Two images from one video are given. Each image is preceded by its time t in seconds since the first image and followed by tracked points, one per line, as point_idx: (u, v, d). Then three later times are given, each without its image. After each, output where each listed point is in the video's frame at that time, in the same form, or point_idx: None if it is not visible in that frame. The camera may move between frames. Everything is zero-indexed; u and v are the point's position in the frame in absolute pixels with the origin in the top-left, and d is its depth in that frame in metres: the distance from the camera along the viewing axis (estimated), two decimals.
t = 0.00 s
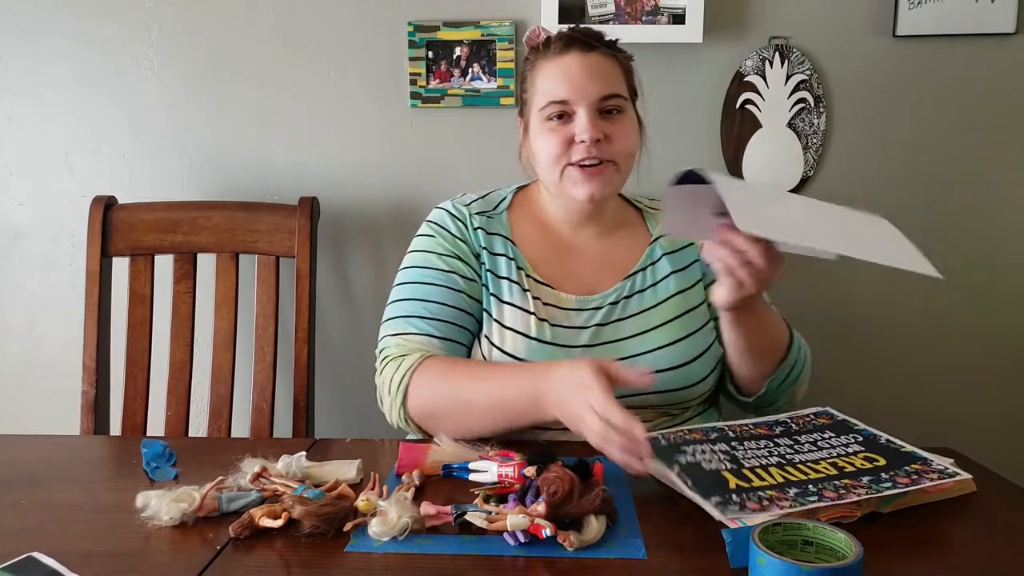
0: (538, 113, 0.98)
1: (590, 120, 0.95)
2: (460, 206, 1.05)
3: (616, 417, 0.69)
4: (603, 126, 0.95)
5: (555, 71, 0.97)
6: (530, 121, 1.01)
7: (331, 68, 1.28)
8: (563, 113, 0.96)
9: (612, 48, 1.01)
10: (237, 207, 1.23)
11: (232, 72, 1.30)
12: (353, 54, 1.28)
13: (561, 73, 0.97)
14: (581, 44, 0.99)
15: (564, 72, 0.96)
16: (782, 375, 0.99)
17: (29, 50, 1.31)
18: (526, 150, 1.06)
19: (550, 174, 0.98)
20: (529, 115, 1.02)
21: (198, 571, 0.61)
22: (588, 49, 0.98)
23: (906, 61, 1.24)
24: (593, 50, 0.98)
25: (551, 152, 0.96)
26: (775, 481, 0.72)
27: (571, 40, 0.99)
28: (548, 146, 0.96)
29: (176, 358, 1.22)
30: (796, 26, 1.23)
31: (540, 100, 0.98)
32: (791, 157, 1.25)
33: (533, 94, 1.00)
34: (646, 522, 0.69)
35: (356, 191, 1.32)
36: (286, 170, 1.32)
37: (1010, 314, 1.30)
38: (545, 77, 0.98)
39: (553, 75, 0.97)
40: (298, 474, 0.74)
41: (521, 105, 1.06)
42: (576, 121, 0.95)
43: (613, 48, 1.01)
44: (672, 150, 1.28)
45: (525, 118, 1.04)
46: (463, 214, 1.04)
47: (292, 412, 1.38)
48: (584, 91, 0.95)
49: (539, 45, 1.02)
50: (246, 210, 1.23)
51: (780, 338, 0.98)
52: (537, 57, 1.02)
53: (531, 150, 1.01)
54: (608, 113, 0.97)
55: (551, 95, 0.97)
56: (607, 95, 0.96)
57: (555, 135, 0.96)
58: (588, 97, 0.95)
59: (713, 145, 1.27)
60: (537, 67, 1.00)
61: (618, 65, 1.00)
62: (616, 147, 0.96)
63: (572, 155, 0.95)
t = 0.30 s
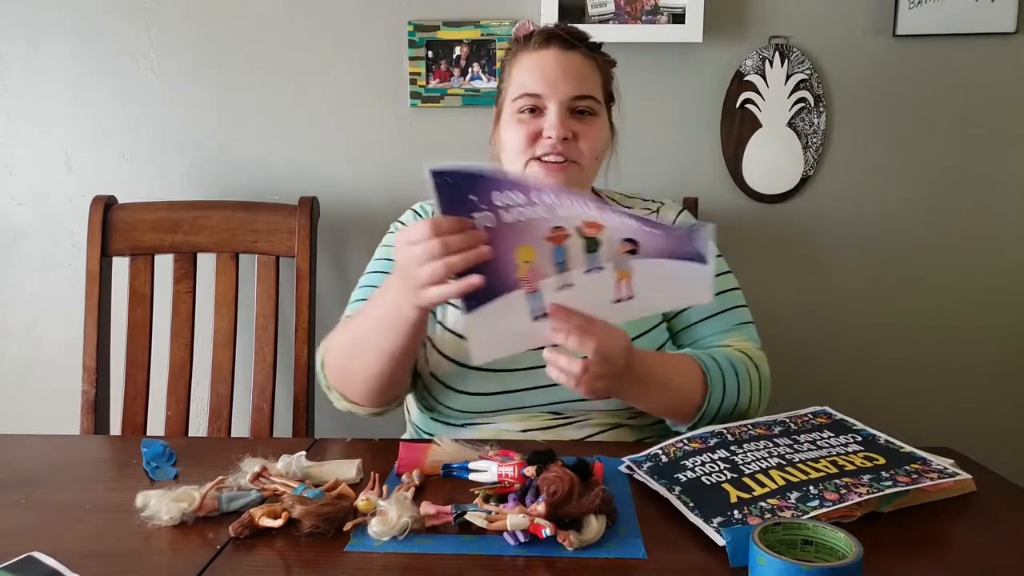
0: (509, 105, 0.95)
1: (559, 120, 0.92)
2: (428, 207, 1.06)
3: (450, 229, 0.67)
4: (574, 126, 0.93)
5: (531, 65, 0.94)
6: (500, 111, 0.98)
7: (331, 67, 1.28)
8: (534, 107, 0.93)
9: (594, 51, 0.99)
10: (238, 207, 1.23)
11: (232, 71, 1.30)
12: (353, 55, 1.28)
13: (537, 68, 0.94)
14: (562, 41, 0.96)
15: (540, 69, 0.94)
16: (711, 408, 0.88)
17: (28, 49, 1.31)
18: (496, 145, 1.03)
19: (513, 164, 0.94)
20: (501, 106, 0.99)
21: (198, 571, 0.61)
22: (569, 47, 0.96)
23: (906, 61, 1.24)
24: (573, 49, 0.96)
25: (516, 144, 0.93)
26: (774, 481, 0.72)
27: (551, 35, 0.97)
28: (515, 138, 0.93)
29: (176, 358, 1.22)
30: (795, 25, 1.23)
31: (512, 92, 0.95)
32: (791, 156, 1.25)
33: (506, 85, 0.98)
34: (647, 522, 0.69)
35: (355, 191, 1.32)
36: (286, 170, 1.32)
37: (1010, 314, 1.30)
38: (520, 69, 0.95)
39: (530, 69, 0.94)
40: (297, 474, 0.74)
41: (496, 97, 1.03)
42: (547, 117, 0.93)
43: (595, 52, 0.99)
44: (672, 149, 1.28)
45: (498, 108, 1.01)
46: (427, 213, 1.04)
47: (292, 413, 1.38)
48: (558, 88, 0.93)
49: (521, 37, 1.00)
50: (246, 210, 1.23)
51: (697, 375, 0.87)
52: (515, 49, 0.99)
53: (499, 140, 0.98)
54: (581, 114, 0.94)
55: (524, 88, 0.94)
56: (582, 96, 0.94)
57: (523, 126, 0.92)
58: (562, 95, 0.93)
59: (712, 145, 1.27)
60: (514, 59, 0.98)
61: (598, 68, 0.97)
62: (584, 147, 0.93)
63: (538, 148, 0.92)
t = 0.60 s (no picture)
0: (483, 101, 0.95)
1: (532, 116, 0.92)
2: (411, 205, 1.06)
3: (332, 189, 0.69)
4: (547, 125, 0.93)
5: (505, 61, 0.94)
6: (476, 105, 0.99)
7: (331, 67, 1.28)
8: (509, 104, 0.93)
9: (571, 48, 0.98)
10: (238, 207, 1.23)
11: (232, 71, 1.30)
12: (353, 55, 1.28)
13: (511, 65, 0.93)
14: (539, 38, 0.95)
15: (515, 64, 0.93)
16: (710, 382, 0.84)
17: (28, 48, 1.31)
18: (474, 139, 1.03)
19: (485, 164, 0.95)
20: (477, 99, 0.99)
21: (198, 571, 0.61)
22: (544, 44, 0.95)
23: (907, 60, 1.23)
24: (548, 46, 0.95)
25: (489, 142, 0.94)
26: (776, 481, 0.71)
27: (527, 32, 0.96)
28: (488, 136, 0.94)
29: (176, 358, 1.22)
30: (796, 25, 1.23)
31: (487, 87, 0.95)
32: (791, 155, 1.25)
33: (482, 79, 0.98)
34: (648, 522, 0.68)
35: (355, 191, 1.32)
36: (286, 169, 1.32)
37: (1010, 314, 1.30)
38: (495, 65, 0.95)
39: (504, 65, 0.93)
40: (298, 473, 0.74)
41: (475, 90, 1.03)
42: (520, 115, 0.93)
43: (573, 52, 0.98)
44: (672, 148, 1.27)
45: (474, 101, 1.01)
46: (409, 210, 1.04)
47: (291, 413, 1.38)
48: (532, 85, 0.92)
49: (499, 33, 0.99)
50: (247, 210, 1.23)
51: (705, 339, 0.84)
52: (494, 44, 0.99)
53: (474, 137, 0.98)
54: (556, 112, 0.94)
55: (497, 84, 0.93)
56: (556, 93, 0.93)
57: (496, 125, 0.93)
58: (536, 92, 0.92)
59: (712, 144, 1.27)
60: (491, 55, 0.97)
61: (574, 65, 0.96)
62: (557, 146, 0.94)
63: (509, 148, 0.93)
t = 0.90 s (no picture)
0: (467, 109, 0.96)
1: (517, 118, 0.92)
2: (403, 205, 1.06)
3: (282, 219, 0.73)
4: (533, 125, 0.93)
5: (482, 65, 0.94)
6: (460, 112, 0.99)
7: (331, 66, 1.28)
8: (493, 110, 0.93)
9: (548, 42, 0.97)
10: (239, 207, 1.23)
11: (232, 70, 1.29)
12: (353, 54, 1.28)
13: (488, 69, 0.93)
14: (514, 37, 0.95)
15: (492, 67, 0.93)
16: (696, 395, 0.85)
17: (27, 47, 1.31)
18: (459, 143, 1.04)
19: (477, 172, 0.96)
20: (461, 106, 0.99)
21: (198, 570, 0.61)
22: (519, 42, 0.95)
23: (908, 60, 1.23)
24: (524, 43, 0.95)
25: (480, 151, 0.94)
26: (776, 481, 0.71)
27: (500, 32, 0.96)
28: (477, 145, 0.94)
29: (176, 357, 1.22)
30: (796, 24, 1.23)
31: (469, 95, 0.95)
32: (791, 155, 1.25)
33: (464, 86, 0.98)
34: (648, 522, 0.68)
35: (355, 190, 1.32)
36: (285, 169, 1.32)
37: (1011, 314, 1.30)
38: (474, 71, 0.95)
39: (481, 70, 0.93)
40: (298, 473, 0.74)
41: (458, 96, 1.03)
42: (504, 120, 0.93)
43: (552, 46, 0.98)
44: (672, 148, 1.27)
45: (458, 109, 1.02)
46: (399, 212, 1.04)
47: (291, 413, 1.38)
48: (512, 88, 0.92)
49: (474, 36, 0.99)
50: (247, 209, 1.23)
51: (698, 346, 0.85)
52: (469, 50, 0.99)
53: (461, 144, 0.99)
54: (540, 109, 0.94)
55: (478, 91, 0.94)
56: (536, 90, 0.93)
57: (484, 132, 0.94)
58: (516, 93, 0.92)
59: (713, 144, 1.27)
60: (468, 61, 0.97)
61: (552, 59, 0.96)
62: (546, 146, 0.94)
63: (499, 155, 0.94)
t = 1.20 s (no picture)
0: (480, 110, 0.96)
1: (531, 123, 0.92)
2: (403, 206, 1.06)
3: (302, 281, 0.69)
4: (546, 130, 0.93)
5: (497, 68, 0.94)
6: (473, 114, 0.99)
7: (331, 65, 1.28)
8: (506, 113, 0.93)
9: (564, 46, 0.98)
10: (239, 207, 1.23)
11: (233, 70, 1.29)
12: (353, 54, 1.28)
13: (503, 71, 0.93)
14: (530, 38, 0.95)
15: (507, 70, 0.93)
16: (710, 414, 0.85)
17: (28, 47, 1.31)
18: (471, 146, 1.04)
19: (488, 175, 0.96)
20: (473, 108, 0.99)
21: (198, 571, 0.61)
22: (536, 44, 0.95)
23: (908, 59, 1.23)
24: (541, 46, 0.95)
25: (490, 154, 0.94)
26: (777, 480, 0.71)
27: (518, 34, 0.96)
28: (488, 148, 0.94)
29: (176, 357, 1.22)
30: (797, 24, 1.23)
31: (482, 97, 0.95)
32: (791, 155, 1.24)
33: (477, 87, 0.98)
34: (648, 521, 0.68)
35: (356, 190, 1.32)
36: (286, 169, 1.32)
37: (1011, 314, 1.30)
38: (489, 73, 0.95)
39: (496, 73, 0.93)
40: (299, 474, 0.74)
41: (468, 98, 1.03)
42: (517, 123, 0.93)
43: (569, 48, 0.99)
44: (673, 148, 1.27)
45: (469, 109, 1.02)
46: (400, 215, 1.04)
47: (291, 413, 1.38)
48: (527, 92, 0.92)
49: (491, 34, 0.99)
50: (247, 209, 1.23)
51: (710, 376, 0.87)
52: (485, 51, 0.99)
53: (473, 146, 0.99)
54: (555, 115, 0.94)
55: (491, 93, 0.93)
56: (552, 96, 0.92)
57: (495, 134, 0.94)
58: (531, 97, 0.92)
59: (713, 144, 1.27)
60: (484, 62, 0.97)
61: (569, 63, 0.96)
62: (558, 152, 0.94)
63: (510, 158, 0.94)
